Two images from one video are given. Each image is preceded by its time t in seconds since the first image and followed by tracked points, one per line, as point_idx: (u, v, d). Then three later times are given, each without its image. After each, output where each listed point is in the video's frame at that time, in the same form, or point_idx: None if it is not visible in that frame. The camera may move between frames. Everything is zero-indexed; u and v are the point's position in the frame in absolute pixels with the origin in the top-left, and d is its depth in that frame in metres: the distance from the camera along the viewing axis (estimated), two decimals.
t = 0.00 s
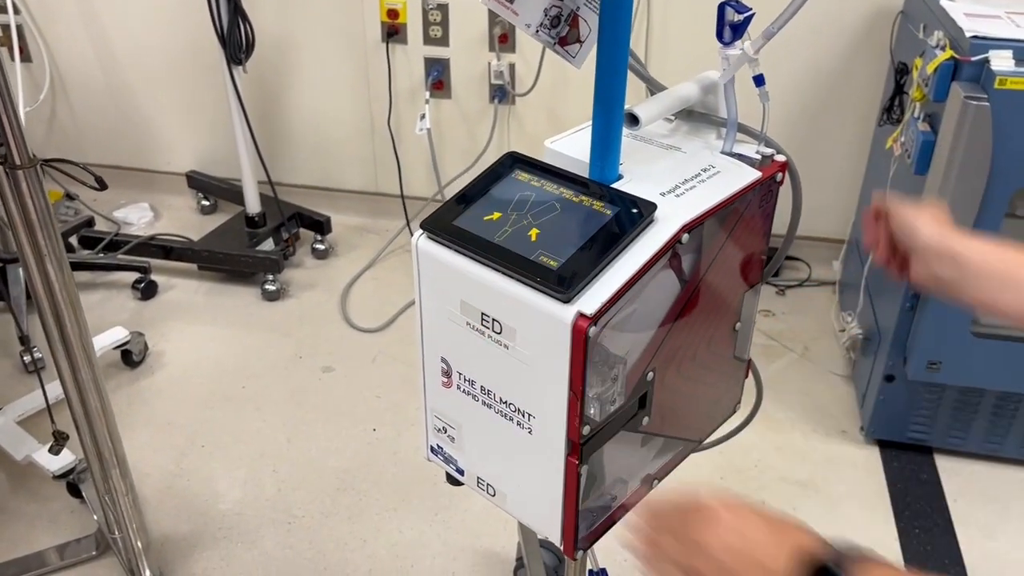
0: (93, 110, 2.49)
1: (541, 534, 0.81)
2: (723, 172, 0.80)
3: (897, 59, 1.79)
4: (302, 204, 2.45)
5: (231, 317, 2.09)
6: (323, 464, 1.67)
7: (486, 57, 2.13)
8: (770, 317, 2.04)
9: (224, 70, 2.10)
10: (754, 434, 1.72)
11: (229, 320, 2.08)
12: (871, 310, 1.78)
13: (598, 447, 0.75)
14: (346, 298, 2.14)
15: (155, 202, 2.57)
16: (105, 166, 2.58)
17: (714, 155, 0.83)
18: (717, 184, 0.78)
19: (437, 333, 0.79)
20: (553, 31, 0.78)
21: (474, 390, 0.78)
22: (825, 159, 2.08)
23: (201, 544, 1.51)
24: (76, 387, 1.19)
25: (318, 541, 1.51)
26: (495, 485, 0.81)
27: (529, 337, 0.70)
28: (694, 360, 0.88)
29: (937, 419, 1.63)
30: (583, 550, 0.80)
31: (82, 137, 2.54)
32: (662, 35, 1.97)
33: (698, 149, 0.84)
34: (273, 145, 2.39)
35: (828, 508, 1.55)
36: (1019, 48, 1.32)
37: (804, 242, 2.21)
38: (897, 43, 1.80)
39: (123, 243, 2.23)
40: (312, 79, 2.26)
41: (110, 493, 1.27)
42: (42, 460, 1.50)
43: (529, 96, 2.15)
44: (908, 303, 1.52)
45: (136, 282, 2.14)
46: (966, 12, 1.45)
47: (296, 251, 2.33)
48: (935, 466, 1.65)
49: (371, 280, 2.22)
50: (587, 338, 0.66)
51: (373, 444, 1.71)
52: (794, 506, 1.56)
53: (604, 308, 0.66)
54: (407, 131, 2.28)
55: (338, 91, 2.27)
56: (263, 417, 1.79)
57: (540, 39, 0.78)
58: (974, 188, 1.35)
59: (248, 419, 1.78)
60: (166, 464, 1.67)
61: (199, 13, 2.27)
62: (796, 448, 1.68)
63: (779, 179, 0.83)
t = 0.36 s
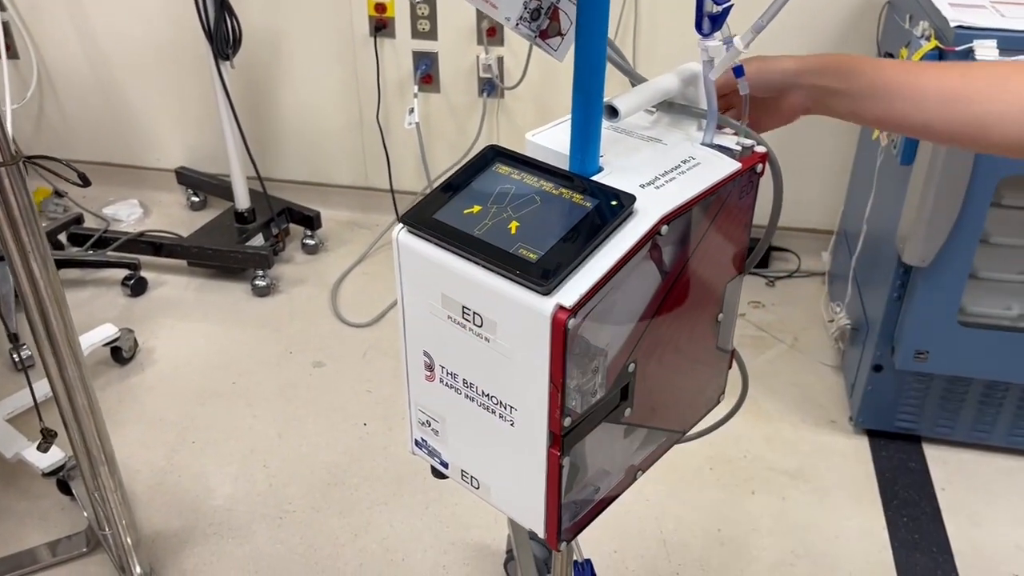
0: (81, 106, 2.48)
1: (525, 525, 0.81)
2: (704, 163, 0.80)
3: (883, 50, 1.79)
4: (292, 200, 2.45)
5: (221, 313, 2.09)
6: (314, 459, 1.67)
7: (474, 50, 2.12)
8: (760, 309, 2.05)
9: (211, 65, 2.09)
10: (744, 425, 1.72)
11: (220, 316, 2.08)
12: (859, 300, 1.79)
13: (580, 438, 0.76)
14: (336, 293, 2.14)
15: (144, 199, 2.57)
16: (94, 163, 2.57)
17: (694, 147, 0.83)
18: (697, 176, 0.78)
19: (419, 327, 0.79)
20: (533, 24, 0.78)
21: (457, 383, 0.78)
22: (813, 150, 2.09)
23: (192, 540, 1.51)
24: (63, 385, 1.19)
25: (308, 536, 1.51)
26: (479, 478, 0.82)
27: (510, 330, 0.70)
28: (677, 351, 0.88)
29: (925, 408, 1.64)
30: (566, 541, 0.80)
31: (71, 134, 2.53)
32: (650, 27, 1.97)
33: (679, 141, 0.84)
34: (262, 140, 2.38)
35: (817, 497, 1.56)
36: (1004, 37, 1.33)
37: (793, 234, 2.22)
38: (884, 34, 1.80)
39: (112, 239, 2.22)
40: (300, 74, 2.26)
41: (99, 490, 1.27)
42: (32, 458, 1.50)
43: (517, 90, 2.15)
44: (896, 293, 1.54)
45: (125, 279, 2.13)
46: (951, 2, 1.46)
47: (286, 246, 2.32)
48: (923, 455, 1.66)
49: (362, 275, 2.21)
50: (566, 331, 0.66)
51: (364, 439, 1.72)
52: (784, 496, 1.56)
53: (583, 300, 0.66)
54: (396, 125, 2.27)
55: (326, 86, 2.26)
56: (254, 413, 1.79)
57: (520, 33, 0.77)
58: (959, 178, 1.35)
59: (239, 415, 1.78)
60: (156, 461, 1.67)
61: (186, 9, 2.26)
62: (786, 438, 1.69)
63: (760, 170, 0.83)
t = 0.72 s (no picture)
0: (66, 103, 2.46)
1: (514, 525, 0.81)
2: (691, 158, 0.79)
3: (872, 41, 1.78)
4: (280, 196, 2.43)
5: (210, 311, 2.08)
6: (304, 457, 1.66)
7: (462, 44, 2.11)
8: (751, 301, 2.05)
9: (197, 61, 2.08)
10: (735, 418, 1.72)
11: (209, 314, 2.07)
12: (849, 292, 1.79)
13: (569, 437, 0.75)
14: (326, 290, 2.13)
15: (132, 196, 2.55)
16: (81, 160, 2.55)
17: (681, 142, 0.82)
18: (684, 171, 0.77)
19: (406, 327, 0.79)
20: (516, 19, 0.77)
21: (444, 383, 0.78)
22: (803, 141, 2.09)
23: (182, 540, 1.50)
24: (48, 387, 1.18)
25: (300, 534, 1.51)
26: (468, 478, 0.81)
27: (496, 330, 0.69)
28: (666, 348, 0.88)
29: (915, 399, 1.64)
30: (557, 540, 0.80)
31: (57, 131, 2.51)
32: (638, 19, 1.96)
33: (665, 137, 0.84)
34: (250, 136, 2.37)
35: (808, 489, 1.56)
36: (991, 28, 1.33)
37: (783, 225, 2.22)
38: (872, 25, 1.79)
39: (100, 238, 2.21)
40: (287, 69, 2.24)
41: (87, 492, 1.26)
42: (20, 459, 1.49)
43: (506, 83, 2.14)
44: (886, 285, 1.54)
45: (113, 278, 2.12)
46: None
47: (275, 243, 2.31)
48: (914, 445, 1.66)
49: (351, 271, 2.21)
50: (553, 330, 0.66)
51: (355, 436, 1.71)
52: (775, 488, 1.57)
53: (570, 299, 0.66)
54: (385, 120, 2.26)
55: (314, 82, 2.25)
56: (244, 411, 1.78)
57: (503, 28, 0.76)
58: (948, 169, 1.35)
59: (229, 414, 1.77)
60: (146, 461, 1.66)
61: (171, 4, 2.24)
62: (777, 431, 1.69)
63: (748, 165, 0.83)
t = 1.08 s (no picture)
0: (48, 100, 2.42)
1: (503, 532, 0.80)
2: (680, 156, 0.78)
3: (861, 32, 1.77)
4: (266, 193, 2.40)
5: (196, 310, 2.05)
6: (292, 458, 1.65)
7: (448, 38, 2.09)
8: (741, 295, 2.04)
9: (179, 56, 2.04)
10: (727, 413, 1.71)
11: (194, 314, 2.04)
12: (840, 285, 1.78)
13: (557, 444, 0.74)
14: (313, 288, 2.10)
15: (116, 194, 2.52)
16: (63, 158, 2.51)
17: (670, 141, 0.81)
18: (674, 169, 0.76)
19: (389, 332, 0.77)
20: (498, 15, 0.75)
21: (429, 389, 0.76)
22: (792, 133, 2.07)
23: (168, 544, 1.48)
24: (27, 392, 1.16)
25: (288, 537, 1.49)
26: (455, 484, 0.80)
27: (481, 335, 0.68)
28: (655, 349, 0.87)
29: (907, 393, 1.64)
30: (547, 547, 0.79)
31: (39, 128, 2.47)
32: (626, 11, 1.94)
33: (653, 135, 0.82)
34: (234, 132, 2.34)
35: (800, 485, 1.55)
36: (981, 18, 1.31)
37: (773, 218, 2.21)
38: (861, 16, 1.78)
39: (83, 236, 2.17)
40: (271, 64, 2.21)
41: (69, 497, 1.24)
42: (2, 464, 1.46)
43: (493, 77, 2.12)
44: (876, 279, 1.53)
45: (96, 277, 2.09)
46: None
47: (261, 240, 2.29)
48: (905, 439, 1.66)
49: (338, 268, 2.18)
50: (541, 336, 0.64)
51: (343, 436, 1.69)
52: (768, 484, 1.56)
53: (557, 303, 0.64)
54: (371, 115, 2.23)
55: (299, 77, 2.22)
56: (231, 412, 1.76)
57: (485, 24, 0.75)
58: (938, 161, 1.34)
59: (215, 414, 1.75)
60: (132, 463, 1.64)
61: None
62: (769, 426, 1.68)
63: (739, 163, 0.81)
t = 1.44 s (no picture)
0: (30, 93, 2.39)
1: (483, 528, 0.79)
2: (667, 149, 0.77)
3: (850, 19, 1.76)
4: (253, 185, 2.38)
5: (182, 305, 2.03)
6: (280, 454, 1.63)
7: (435, 28, 2.07)
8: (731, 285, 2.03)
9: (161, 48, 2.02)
10: (717, 404, 1.71)
11: (181, 308, 2.02)
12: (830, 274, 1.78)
13: (534, 440, 0.73)
14: (300, 281, 2.09)
15: (101, 188, 2.49)
16: (47, 152, 2.49)
17: (659, 134, 0.80)
18: (659, 162, 0.75)
19: (369, 324, 0.76)
20: (478, 5, 0.74)
21: (407, 384, 0.75)
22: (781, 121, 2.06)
23: (155, 542, 1.47)
24: (7, 391, 1.14)
25: (277, 533, 1.48)
26: (434, 479, 0.79)
27: (455, 330, 0.67)
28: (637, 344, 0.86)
29: (897, 381, 1.63)
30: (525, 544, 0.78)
31: (21, 122, 2.44)
32: None
33: (641, 127, 0.81)
34: (219, 124, 2.31)
35: (790, 476, 1.55)
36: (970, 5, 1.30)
37: (763, 207, 2.20)
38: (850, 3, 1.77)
39: (66, 231, 2.15)
40: (256, 55, 2.19)
41: (52, 498, 1.23)
42: None
43: (480, 68, 2.10)
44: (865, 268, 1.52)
45: (81, 273, 2.06)
46: None
47: (248, 233, 2.27)
48: (896, 429, 1.66)
49: (326, 262, 2.17)
50: (513, 333, 0.63)
51: (331, 431, 1.68)
52: (758, 475, 1.55)
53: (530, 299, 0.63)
54: (357, 107, 2.21)
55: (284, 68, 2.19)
56: (218, 407, 1.74)
57: (465, 15, 0.74)
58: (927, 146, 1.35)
59: (203, 410, 1.74)
60: (118, 460, 1.63)
61: None
62: (759, 416, 1.68)
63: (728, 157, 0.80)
